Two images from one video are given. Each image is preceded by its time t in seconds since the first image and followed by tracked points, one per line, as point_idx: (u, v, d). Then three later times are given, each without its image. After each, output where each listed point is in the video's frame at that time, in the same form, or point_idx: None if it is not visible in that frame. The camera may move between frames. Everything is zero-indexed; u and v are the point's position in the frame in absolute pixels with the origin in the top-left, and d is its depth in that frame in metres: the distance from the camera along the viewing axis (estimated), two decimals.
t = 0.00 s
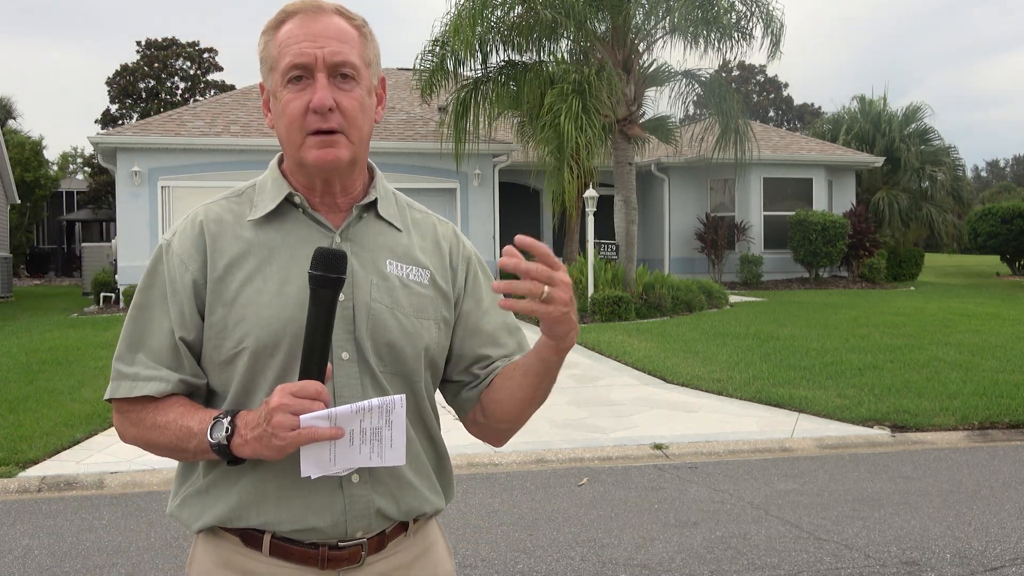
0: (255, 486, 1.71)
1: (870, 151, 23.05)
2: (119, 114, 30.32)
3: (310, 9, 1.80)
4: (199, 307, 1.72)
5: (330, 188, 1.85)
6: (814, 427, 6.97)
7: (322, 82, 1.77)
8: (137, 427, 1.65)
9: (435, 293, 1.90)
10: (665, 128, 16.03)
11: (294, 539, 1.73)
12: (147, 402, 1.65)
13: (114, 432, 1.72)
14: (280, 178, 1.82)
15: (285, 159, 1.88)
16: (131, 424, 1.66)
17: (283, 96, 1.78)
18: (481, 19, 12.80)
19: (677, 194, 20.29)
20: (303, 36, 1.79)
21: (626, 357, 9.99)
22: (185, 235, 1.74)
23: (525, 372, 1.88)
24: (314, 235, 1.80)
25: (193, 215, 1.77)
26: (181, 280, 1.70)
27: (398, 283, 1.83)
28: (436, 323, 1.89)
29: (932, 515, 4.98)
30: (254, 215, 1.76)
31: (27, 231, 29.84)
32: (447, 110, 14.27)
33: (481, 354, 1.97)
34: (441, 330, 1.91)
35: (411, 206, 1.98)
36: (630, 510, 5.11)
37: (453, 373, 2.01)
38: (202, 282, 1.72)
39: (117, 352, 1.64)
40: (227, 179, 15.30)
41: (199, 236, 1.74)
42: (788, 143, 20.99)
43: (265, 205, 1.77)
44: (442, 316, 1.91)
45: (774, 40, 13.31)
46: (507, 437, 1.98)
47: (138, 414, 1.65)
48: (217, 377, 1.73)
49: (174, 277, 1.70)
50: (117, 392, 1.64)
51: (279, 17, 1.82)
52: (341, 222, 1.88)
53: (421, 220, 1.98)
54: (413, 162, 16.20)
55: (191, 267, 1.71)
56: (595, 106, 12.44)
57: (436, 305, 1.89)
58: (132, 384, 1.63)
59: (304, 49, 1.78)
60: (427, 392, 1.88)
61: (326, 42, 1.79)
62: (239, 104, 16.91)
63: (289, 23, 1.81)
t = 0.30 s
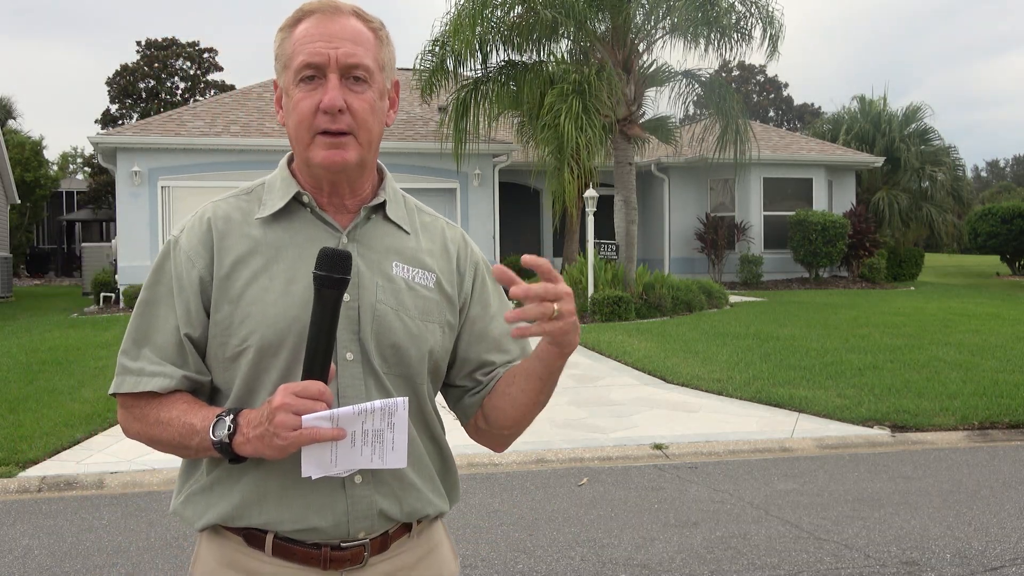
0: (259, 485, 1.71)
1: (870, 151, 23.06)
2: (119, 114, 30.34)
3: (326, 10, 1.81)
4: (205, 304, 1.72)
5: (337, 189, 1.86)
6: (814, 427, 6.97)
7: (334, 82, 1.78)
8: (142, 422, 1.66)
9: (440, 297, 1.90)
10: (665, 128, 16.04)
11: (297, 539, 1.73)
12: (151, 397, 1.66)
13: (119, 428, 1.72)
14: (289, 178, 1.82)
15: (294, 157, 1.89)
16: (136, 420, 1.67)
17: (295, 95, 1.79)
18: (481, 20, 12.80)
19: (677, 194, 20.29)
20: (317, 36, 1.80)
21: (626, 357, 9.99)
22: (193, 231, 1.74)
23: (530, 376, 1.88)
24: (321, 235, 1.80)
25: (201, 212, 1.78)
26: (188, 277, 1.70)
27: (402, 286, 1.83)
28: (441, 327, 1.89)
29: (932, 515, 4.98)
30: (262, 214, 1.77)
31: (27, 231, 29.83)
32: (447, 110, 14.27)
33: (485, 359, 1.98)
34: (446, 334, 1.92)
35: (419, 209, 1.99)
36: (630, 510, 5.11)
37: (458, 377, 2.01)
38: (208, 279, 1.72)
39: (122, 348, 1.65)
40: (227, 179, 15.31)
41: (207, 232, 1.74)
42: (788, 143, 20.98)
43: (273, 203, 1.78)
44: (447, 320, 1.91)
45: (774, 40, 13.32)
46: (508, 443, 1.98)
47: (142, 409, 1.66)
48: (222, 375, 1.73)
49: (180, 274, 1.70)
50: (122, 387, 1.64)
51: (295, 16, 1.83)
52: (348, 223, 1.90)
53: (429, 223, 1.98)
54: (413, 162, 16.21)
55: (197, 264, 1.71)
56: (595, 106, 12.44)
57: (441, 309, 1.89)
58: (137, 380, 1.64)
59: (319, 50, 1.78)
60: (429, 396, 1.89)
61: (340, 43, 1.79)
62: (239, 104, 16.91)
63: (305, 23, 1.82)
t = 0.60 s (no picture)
0: (264, 485, 1.71)
1: (870, 151, 23.07)
2: (119, 114, 30.36)
3: (352, 12, 1.81)
4: (212, 303, 1.72)
5: (349, 190, 1.86)
6: (814, 427, 6.97)
7: (357, 87, 1.78)
8: (146, 419, 1.66)
9: (448, 300, 1.90)
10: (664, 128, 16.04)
11: (302, 539, 1.73)
12: (157, 395, 1.66)
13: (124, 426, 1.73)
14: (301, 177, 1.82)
15: (306, 157, 1.89)
16: (141, 418, 1.67)
17: (315, 95, 1.79)
18: (481, 20, 12.80)
19: (677, 194, 20.30)
20: (340, 38, 1.79)
21: (626, 357, 9.99)
22: (203, 230, 1.74)
23: (534, 382, 1.89)
24: (330, 235, 1.81)
25: (209, 210, 1.78)
26: (196, 274, 1.70)
27: (410, 288, 1.83)
28: (448, 330, 1.89)
29: (933, 515, 4.98)
30: (271, 214, 1.77)
31: (27, 231, 29.82)
32: (447, 110, 14.26)
33: (490, 363, 1.98)
34: (453, 337, 1.92)
35: (428, 212, 1.99)
36: (630, 510, 5.11)
37: (462, 381, 2.01)
38: (216, 276, 1.72)
39: (129, 345, 1.66)
40: (227, 179, 15.31)
41: (217, 230, 1.75)
42: (788, 143, 20.99)
43: (283, 203, 1.78)
44: (455, 324, 1.92)
45: (773, 41, 13.32)
46: (511, 448, 1.99)
47: (146, 406, 1.66)
48: (227, 374, 1.73)
49: (188, 272, 1.70)
50: (127, 383, 1.65)
51: (318, 14, 1.82)
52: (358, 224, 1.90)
53: (438, 226, 1.99)
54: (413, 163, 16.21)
55: (205, 262, 1.71)
56: (595, 105, 12.44)
57: (449, 312, 1.90)
58: (143, 377, 1.64)
59: (342, 53, 1.78)
60: (434, 398, 1.89)
61: (363, 46, 1.80)
62: (239, 104, 16.90)
63: (329, 24, 1.81)
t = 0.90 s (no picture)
0: (274, 486, 1.71)
1: (870, 151, 23.07)
2: (119, 113, 30.35)
3: (354, 14, 1.81)
4: (222, 303, 1.72)
5: (355, 193, 1.87)
6: (814, 427, 6.97)
7: (359, 88, 1.79)
8: (156, 419, 1.66)
9: (454, 302, 1.91)
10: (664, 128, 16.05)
11: (312, 540, 1.73)
12: (166, 396, 1.67)
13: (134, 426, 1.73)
14: (308, 179, 1.83)
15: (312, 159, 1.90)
16: (152, 418, 1.68)
17: (319, 97, 1.80)
18: (481, 20, 12.80)
19: (677, 194, 20.30)
20: (343, 39, 1.80)
21: (626, 357, 10.00)
22: (211, 230, 1.75)
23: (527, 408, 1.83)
24: (338, 235, 1.82)
25: (218, 211, 1.79)
26: (205, 275, 1.71)
27: (418, 290, 1.84)
28: (455, 331, 1.90)
29: (933, 515, 4.98)
30: (280, 214, 1.77)
31: (27, 231, 29.80)
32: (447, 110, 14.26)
33: (492, 368, 1.97)
34: (460, 337, 1.93)
35: (434, 215, 2.00)
36: (630, 510, 5.12)
37: (464, 383, 2.01)
38: (225, 277, 1.72)
39: (139, 346, 1.67)
40: (227, 179, 15.32)
41: (225, 230, 1.75)
42: (788, 143, 20.99)
43: (291, 204, 1.78)
44: (462, 323, 1.92)
45: (773, 41, 13.32)
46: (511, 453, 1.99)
47: (157, 407, 1.67)
48: (236, 374, 1.73)
49: (197, 273, 1.71)
50: (137, 385, 1.65)
51: (322, 17, 1.83)
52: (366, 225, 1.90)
53: (445, 228, 2.00)
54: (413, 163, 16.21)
55: (214, 263, 1.72)
56: (595, 106, 12.45)
57: (456, 313, 1.91)
58: (152, 378, 1.65)
59: (344, 54, 1.79)
60: (443, 398, 1.89)
61: (365, 47, 1.80)
62: (239, 104, 16.90)
63: (332, 25, 1.82)
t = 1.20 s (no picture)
0: (291, 489, 1.70)
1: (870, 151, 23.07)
2: (119, 113, 30.33)
3: (362, 19, 1.80)
4: (232, 308, 1.71)
5: (365, 198, 1.86)
6: (814, 427, 6.96)
7: (369, 93, 1.78)
8: (168, 425, 1.65)
9: (464, 304, 1.91)
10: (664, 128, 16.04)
11: (331, 540, 1.72)
12: (178, 401, 1.65)
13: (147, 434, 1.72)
14: (317, 182, 1.82)
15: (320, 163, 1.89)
16: (164, 424, 1.66)
17: (328, 103, 1.79)
18: (481, 20, 12.79)
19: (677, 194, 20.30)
20: (350, 45, 1.79)
21: (626, 357, 9.99)
22: (221, 236, 1.74)
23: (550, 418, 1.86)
24: (348, 239, 1.81)
25: (226, 216, 1.77)
26: (215, 280, 1.70)
27: (428, 292, 1.84)
28: (465, 333, 1.90)
29: (933, 515, 4.97)
30: (289, 218, 1.77)
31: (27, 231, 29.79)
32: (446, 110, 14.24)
33: (502, 369, 1.97)
34: (470, 339, 1.93)
35: (442, 217, 2.00)
36: (630, 510, 5.11)
37: (474, 385, 2.00)
38: (236, 282, 1.71)
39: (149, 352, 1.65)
40: (227, 179, 15.31)
41: (234, 235, 1.74)
42: (788, 143, 20.98)
43: (301, 207, 1.78)
44: (472, 326, 1.92)
45: (773, 41, 13.32)
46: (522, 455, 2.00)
47: (169, 412, 1.66)
48: (248, 377, 1.72)
49: (208, 278, 1.70)
50: (149, 390, 1.64)
51: (330, 22, 1.82)
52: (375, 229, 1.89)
53: (452, 231, 2.00)
54: (413, 163, 16.21)
55: (225, 268, 1.71)
56: (595, 105, 12.44)
57: (467, 315, 1.91)
58: (163, 384, 1.63)
59: (353, 59, 1.78)
60: (455, 399, 1.89)
61: (374, 53, 1.79)
62: (239, 104, 16.89)
63: (340, 30, 1.81)
